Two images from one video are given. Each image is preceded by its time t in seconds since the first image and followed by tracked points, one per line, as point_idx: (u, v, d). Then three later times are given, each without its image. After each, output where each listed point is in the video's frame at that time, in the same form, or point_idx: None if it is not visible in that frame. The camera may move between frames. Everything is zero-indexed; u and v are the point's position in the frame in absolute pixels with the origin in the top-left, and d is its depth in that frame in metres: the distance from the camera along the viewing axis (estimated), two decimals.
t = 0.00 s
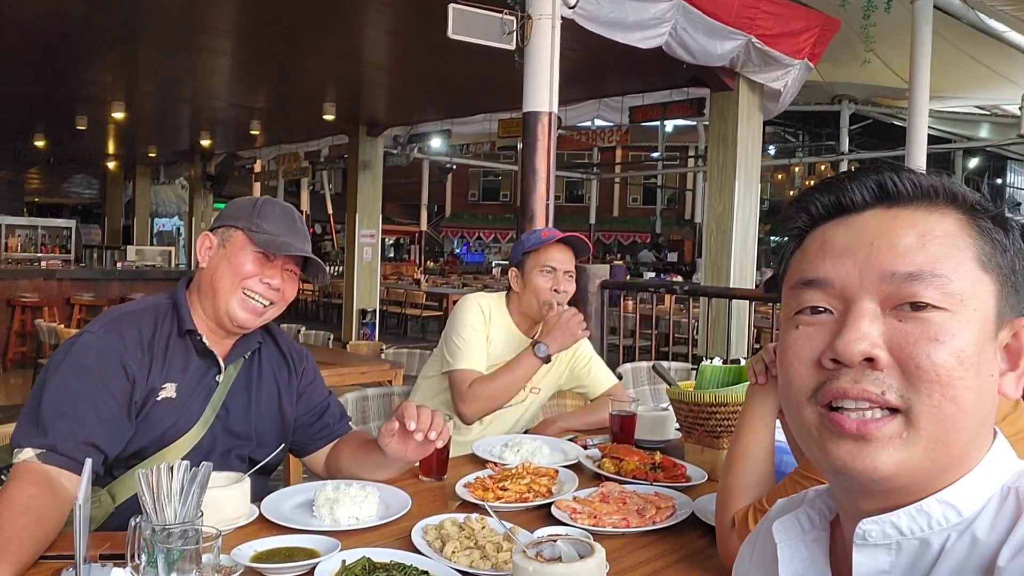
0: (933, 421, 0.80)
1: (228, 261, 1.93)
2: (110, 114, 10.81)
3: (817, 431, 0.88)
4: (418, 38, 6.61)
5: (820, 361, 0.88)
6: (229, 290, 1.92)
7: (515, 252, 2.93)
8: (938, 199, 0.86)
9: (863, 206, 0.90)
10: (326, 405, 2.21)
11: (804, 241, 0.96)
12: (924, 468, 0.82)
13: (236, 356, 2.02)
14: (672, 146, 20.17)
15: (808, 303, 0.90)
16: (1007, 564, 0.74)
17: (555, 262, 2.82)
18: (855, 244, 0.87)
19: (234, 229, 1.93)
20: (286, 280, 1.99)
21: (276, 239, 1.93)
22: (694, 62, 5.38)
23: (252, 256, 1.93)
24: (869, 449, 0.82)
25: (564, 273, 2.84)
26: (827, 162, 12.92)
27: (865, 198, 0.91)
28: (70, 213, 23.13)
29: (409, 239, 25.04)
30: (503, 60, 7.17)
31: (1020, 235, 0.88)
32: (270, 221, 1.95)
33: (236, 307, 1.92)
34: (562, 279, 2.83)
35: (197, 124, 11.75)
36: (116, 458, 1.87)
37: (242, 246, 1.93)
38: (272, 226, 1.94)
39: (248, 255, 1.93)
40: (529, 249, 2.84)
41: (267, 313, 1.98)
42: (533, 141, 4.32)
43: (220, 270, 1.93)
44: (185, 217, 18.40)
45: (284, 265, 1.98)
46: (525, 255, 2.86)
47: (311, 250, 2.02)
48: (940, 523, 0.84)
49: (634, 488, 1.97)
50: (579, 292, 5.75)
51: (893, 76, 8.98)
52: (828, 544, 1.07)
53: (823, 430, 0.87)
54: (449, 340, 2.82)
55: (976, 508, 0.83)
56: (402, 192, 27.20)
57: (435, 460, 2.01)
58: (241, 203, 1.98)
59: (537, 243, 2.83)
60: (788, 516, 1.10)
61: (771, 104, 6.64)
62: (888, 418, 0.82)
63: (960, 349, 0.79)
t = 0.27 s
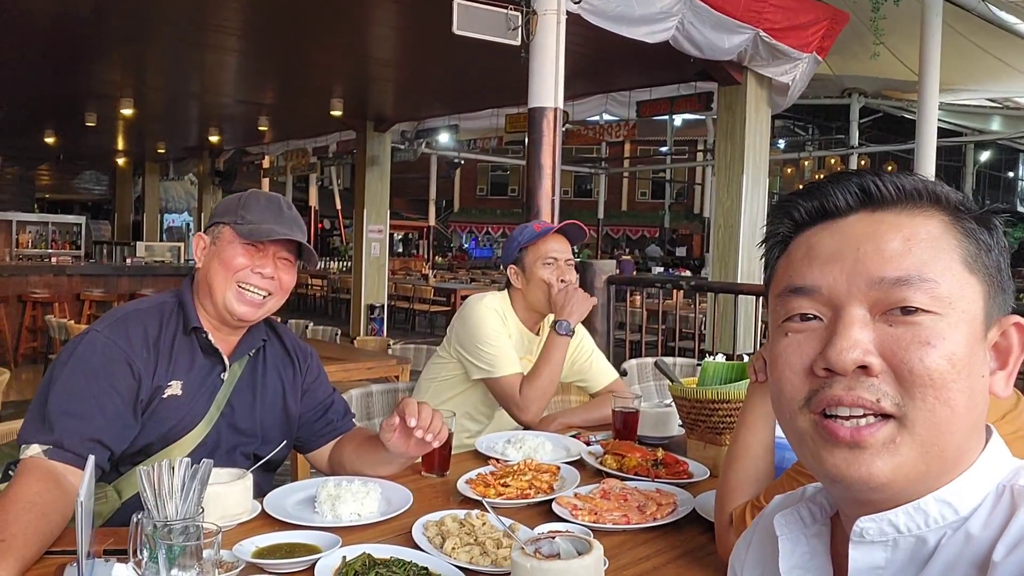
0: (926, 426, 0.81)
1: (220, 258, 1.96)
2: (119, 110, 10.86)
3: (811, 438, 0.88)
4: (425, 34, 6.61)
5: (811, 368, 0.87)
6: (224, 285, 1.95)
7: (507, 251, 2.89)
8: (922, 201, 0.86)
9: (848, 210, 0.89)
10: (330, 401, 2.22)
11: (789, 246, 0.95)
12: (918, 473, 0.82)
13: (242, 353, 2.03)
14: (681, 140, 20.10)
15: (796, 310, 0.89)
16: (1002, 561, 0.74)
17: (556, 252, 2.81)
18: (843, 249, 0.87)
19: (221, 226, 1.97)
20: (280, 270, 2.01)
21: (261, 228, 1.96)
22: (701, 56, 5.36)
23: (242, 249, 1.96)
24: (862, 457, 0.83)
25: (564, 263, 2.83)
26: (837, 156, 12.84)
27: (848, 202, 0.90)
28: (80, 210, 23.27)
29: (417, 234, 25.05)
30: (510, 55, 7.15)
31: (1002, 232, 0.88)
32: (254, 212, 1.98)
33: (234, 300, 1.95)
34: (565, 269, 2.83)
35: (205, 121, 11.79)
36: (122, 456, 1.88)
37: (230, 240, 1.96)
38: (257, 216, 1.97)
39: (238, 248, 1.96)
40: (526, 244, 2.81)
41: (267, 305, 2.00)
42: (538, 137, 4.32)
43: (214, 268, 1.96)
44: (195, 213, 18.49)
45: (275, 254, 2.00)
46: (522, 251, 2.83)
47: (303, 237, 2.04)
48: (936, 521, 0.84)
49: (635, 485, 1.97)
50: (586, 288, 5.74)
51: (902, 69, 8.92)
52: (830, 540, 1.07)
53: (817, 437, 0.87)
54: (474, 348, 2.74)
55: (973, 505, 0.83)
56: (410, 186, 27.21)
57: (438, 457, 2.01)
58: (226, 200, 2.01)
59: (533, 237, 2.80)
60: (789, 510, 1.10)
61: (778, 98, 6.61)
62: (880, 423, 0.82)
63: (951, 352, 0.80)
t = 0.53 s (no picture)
0: (931, 424, 0.81)
1: (224, 253, 1.98)
2: (130, 107, 10.92)
3: (815, 436, 0.88)
4: (434, 30, 6.61)
5: (816, 367, 0.87)
6: (230, 280, 1.97)
7: (506, 246, 2.89)
8: (926, 197, 0.87)
9: (851, 205, 0.89)
10: (337, 397, 2.24)
11: (791, 242, 0.96)
12: (923, 471, 0.82)
13: (249, 348, 2.05)
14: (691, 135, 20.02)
15: (800, 308, 0.89)
16: (1005, 557, 0.75)
17: (552, 250, 2.80)
18: (846, 247, 0.87)
19: (224, 221, 2.00)
20: (284, 262, 2.03)
21: (262, 220, 1.97)
22: (711, 50, 5.32)
23: (245, 243, 1.98)
24: (867, 455, 0.83)
25: (562, 259, 2.82)
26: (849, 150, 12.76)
27: (851, 197, 0.90)
28: (92, 206, 23.42)
29: (427, 230, 25.07)
30: (518, 51, 7.15)
31: (1006, 227, 0.89)
32: (256, 206, 1.99)
33: (240, 292, 1.97)
34: (563, 266, 2.82)
35: (215, 117, 11.85)
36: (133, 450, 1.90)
37: (233, 234, 1.98)
38: (257, 208, 1.99)
39: (240, 243, 1.98)
40: (522, 242, 2.80)
41: (273, 297, 2.02)
42: (547, 132, 4.31)
43: (219, 264, 1.98)
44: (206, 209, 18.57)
45: (278, 246, 2.02)
46: (519, 249, 2.83)
47: (304, 228, 2.06)
48: (940, 517, 0.84)
49: (642, 480, 1.97)
50: (594, 283, 5.73)
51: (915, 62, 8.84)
52: (828, 535, 1.07)
53: (822, 435, 0.87)
54: (480, 352, 2.75)
55: (977, 500, 0.83)
56: (420, 182, 27.22)
57: (445, 452, 2.02)
58: (229, 196, 2.03)
59: (528, 235, 2.79)
60: (787, 506, 1.10)
61: (788, 93, 6.59)
62: (885, 420, 0.82)
63: (957, 350, 0.80)
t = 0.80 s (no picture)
0: (922, 425, 0.81)
1: (230, 252, 2.00)
2: (142, 105, 11.00)
3: (806, 437, 0.88)
4: (443, 27, 6.63)
5: (808, 368, 0.87)
6: (236, 277, 1.99)
7: (511, 246, 2.89)
8: (919, 198, 0.87)
9: (843, 205, 0.90)
10: (345, 394, 2.26)
11: (783, 243, 0.96)
12: (915, 472, 0.83)
13: (257, 346, 2.07)
14: (702, 131, 19.95)
15: (791, 308, 0.90)
16: (993, 561, 0.75)
17: (555, 253, 2.79)
18: (838, 248, 0.87)
19: (230, 219, 2.01)
20: (289, 259, 2.05)
21: (266, 217, 1.99)
22: (719, 46, 5.30)
23: (250, 241, 2.00)
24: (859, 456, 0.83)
25: (566, 262, 2.81)
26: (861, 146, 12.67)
27: (843, 198, 0.91)
28: (105, 203, 23.58)
29: (438, 226, 25.10)
30: (527, 47, 7.14)
31: (997, 228, 0.90)
32: (260, 203, 2.01)
33: (247, 289, 1.99)
34: (566, 269, 2.81)
35: (226, 115, 11.90)
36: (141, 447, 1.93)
37: (238, 232, 2.00)
38: (262, 206, 2.01)
39: (246, 241, 2.00)
40: (527, 244, 2.80)
41: (280, 293, 2.03)
42: (555, 129, 4.32)
43: (225, 262, 2.00)
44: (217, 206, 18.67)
45: (282, 242, 2.04)
46: (523, 251, 2.83)
47: (310, 224, 2.07)
48: (926, 519, 0.85)
49: (646, 477, 1.99)
50: (603, 281, 5.73)
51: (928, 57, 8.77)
52: (807, 536, 1.09)
53: (814, 436, 0.87)
54: (487, 356, 2.77)
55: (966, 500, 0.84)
56: (430, 179, 27.24)
57: (451, 448, 2.03)
58: (233, 194, 2.05)
59: (533, 238, 2.79)
60: (768, 510, 1.12)
61: (799, 88, 6.56)
62: (877, 420, 0.82)
63: (948, 350, 0.81)
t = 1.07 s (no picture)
0: (894, 423, 0.82)
1: (239, 255, 2.02)
2: (153, 105, 11.06)
3: (784, 437, 0.90)
4: (451, 26, 6.65)
5: (782, 365, 0.89)
6: (245, 279, 2.01)
7: (512, 246, 2.91)
8: (893, 201, 0.89)
9: (818, 208, 0.92)
10: (352, 394, 2.28)
11: (763, 246, 0.98)
12: (888, 470, 0.84)
13: (265, 347, 2.09)
14: (712, 128, 19.88)
15: (769, 308, 0.91)
16: (972, 562, 0.76)
17: (554, 251, 2.80)
18: (813, 250, 0.89)
19: (238, 223, 2.03)
20: (297, 261, 2.07)
21: (274, 220, 2.01)
22: (727, 45, 5.29)
23: (259, 243, 2.03)
24: (832, 454, 0.85)
25: (565, 260, 2.82)
26: (872, 143, 12.60)
27: (820, 202, 0.92)
28: (117, 203, 23.72)
29: (447, 225, 25.12)
30: (535, 46, 7.15)
31: (974, 231, 0.90)
32: (268, 206, 2.03)
33: (257, 290, 2.01)
34: (565, 267, 2.81)
35: (236, 115, 11.96)
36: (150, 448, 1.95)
37: (246, 235, 2.02)
38: (269, 209, 2.03)
39: (254, 243, 2.02)
40: (526, 243, 2.82)
41: (289, 295, 2.06)
42: (563, 128, 4.32)
43: (234, 265, 2.02)
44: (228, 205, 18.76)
45: (291, 245, 2.06)
46: (524, 250, 2.84)
47: (316, 226, 2.09)
48: (907, 519, 0.86)
49: (650, 477, 1.99)
50: (611, 280, 5.73)
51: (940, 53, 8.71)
52: (794, 541, 1.10)
53: (790, 435, 0.89)
54: (488, 355, 2.78)
55: (944, 500, 0.84)
56: (440, 178, 27.27)
57: (457, 448, 2.05)
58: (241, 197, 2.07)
59: (532, 236, 2.80)
60: (754, 514, 1.13)
61: (808, 86, 6.54)
62: (850, 421, 0.84)
63: (919, 348, 0.82)
